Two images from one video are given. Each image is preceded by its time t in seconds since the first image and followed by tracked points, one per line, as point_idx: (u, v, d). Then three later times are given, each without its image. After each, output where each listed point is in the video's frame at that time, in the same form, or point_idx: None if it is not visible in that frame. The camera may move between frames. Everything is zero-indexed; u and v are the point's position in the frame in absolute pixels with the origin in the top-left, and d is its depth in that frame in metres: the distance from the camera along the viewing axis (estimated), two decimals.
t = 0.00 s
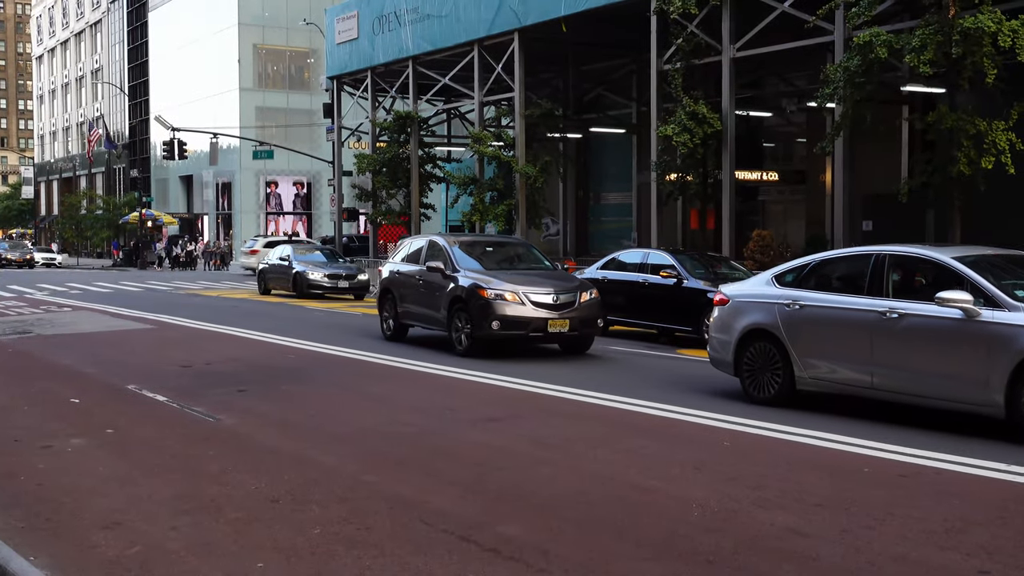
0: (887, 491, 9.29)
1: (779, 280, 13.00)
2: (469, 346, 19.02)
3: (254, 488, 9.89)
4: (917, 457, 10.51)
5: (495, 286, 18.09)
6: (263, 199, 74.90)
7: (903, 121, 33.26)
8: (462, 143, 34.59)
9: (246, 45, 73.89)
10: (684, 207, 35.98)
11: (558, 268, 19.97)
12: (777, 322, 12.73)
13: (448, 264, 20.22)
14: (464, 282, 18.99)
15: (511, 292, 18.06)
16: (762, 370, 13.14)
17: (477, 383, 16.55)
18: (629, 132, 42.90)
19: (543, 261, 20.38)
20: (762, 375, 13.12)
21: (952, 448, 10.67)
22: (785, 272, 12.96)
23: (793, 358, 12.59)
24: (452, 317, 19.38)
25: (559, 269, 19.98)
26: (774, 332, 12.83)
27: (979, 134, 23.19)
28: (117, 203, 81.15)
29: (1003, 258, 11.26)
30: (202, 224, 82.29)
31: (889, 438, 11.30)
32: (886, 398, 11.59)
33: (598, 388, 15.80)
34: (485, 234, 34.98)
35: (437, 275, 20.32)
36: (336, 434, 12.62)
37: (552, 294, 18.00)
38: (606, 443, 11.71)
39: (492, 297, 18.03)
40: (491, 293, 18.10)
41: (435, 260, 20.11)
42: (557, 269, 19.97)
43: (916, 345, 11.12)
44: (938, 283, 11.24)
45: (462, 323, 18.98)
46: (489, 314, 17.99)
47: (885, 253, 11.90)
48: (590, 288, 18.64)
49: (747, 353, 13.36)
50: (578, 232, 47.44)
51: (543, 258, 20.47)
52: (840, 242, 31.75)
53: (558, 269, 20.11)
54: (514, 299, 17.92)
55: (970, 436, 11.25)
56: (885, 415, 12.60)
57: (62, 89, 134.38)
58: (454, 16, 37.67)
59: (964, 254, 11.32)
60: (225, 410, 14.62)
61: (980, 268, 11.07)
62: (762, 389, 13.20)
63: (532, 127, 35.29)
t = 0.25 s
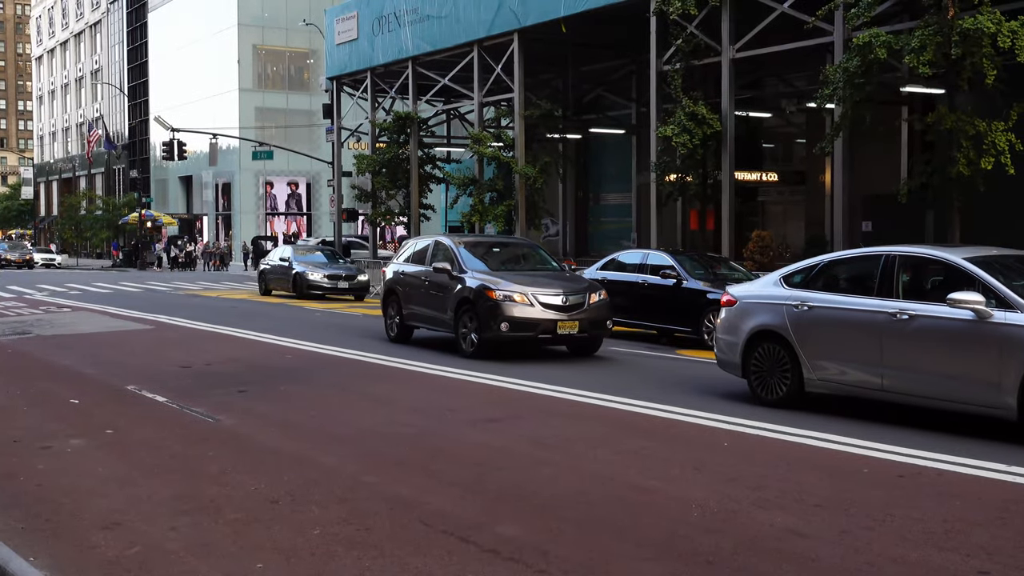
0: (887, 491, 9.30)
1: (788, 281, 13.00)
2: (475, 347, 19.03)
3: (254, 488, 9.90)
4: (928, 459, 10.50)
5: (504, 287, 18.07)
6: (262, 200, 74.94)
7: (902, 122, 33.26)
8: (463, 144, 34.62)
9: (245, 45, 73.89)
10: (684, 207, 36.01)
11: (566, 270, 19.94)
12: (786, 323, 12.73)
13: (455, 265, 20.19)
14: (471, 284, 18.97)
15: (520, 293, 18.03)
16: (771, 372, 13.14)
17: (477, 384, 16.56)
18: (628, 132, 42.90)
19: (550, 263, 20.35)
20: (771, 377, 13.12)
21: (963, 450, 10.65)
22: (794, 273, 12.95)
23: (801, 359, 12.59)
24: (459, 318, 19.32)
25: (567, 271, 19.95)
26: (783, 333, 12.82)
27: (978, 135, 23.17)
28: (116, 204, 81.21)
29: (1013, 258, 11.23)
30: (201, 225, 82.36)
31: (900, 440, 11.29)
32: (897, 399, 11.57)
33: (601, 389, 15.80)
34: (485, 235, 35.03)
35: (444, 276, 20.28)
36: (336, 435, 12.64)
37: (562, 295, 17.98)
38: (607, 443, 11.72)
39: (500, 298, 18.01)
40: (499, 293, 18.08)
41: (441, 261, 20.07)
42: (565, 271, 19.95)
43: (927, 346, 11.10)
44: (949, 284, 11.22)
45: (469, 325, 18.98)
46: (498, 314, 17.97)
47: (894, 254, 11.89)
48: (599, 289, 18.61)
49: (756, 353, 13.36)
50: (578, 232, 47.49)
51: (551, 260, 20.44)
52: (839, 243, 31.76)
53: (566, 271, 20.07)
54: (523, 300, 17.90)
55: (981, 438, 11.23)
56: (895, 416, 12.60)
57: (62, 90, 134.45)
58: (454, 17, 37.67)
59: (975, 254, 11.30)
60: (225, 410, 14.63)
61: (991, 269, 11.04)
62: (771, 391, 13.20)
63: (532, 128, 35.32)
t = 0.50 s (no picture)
0: (887, 491, 9.30)
1: (795, 281, 12.99)
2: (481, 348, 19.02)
3: (254, 488, 9.90)
4: (938, 460, 10.48)
5: (512, 288, 18.06)
6: (261, 200, 74.92)
7: (902, 122, 33.24)
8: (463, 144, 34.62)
9: (245, 45, 73.85)
10: (684, 207, 35.99)
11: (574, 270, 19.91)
12: (793, 324, 12.72)
13: (460, 265, 20.17)
14: (478, 284, 18.95)
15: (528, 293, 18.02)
16: (778, 373, 13.14)
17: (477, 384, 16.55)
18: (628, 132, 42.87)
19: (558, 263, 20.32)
20: (778, 377, 13.11)
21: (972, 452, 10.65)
22: (801, 273, 12.95)
23: (809, 359, 12.58)
24: (465, 319, 19.31)
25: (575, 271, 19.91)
26: (790, 334, 12.82)
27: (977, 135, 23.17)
28: (116, 204, 81.22)
29: None
30: (201, 224, 82.36)
31: (909, 441, 11.28)
32: (906, 400, 11.56)
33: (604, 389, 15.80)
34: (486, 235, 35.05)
35: (450, 276, 20.27)
36: (336, 435, 12.64)
37: (570, 295, 17.96)
38: (607, 443, 11.72)
39: (508, 298, 18.01)
40: (507, 294, 18.07)
41: (447, 261, 20.05)
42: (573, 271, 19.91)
43: (937, 347, 11.09)
44: (959, 284, 11.21)
45: (476, 326, 18.98)
46: (506, 316, 17.96)
47: (904, 254, 11.88)
48: (607, 289, 18.59)
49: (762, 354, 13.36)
50: (578, 232, 47.48)
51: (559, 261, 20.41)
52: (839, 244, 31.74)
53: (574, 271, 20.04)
54: (530, 301, 17.89)
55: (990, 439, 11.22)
56: (903, 417, 12.59)
57: (62, 90, 134.45)
58: (454, 17, 37.63)
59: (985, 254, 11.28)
60: (225, 410, 14.63)
61: (1002, 269, 11.03)
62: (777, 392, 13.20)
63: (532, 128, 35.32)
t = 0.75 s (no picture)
0: (887, 491, 9.30)
1: (801, 282, 12.99)
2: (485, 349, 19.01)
3: (254, 488, 9.90)
4: (946, 460, 10.48)
5: (517, 288, 18.05)
6: (261, 200, 74.92)
7: (901, 122, 33.23)
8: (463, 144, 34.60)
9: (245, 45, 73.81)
10: (684, 207, 35.99)
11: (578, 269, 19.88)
12: (799, 324, 12.72)
13: (464, 265, 20.15)
14: (483, 284, 18.94)
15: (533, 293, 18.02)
16: (783, 373, 13.13)
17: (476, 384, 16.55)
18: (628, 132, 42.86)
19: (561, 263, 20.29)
20: (783, 378, 13.11)
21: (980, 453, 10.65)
22: (807, 274, 12.95)
23: (815, 360, 12.58)
24: (470, 320, 19.30)
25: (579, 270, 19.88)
26: (796, 334, 12.82)
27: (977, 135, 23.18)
28: (116, 204, 81.23)
29: None
30: (201, 225, 82.35)
31: (916, 442, 11.28)
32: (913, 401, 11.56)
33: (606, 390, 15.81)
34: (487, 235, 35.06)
35: (454, 277, 20.26)
36: (335, 435, 12.63)
37: (575, 296, 17.94)
38: (607, 444, 11.72)
39: (513, 299, 18.00)
40: (512, 295, 18.05)
41: (451, 262, 20.04)
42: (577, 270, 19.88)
43: (945, 347, 11.08)
44: (967, 284, 11.20)
45: (480, 326, 18.97)
46: (511, 316, 17.94)
47: (911, 254, 11.87)
48: (612, 289, 18.58)
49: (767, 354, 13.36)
50: (577, 232, 47.48)
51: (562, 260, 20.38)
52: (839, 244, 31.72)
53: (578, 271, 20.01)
54: (536, 301, 17.89)
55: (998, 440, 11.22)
56: (908, 418, 12.60)
57: (62, 90, 134.46)
58: (454, 17, 37.62)
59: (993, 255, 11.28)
60: (224, 411, 14.62)
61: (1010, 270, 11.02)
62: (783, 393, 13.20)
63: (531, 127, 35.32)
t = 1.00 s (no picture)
0: (887, 491, 9.31)
1: (805, 282, 13.00)
2: (488, 348, 19.01)
3: (253, 488, 9.91)
4: (950, 460, 10.49)
5: (521, 288, 18.05)
6: (261, 200, 74.94)
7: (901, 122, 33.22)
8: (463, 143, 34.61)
9: (245, 45, 73.79)
10: (684, 208, 36.00)
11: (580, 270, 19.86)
12: (803, 324, 12.73)
13: (467, 266, 20.15)
14: (486, 284, 18.94)
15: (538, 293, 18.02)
16: (787, 373, 13.14)
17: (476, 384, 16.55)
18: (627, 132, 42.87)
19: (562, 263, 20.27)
20: (787, 378, 13.11)
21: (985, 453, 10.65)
22: (811, 274, 12.96)
23: (819, 361, 12.59)
24: (473, 320, 19.30)
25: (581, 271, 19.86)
26: (800, 334, 12.82)
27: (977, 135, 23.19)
28: (116, 204, 81.24)
29: None
30: (200, 225, 82.35)
31: (920, 442, 11.28)
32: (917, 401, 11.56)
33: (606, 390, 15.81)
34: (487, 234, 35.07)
35: (457, 277, 20.25)
36: (335, 435, 12.64)
37: (580, 296, 17.94)
38: (607, 444, 11.72)
39: (518, 299, 17.99)
40: (516, 295, 18.05)
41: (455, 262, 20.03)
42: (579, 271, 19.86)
43: (950, 348, 11.09)
44: (972, 285, 11.21)
45: (483, 325, 18.96)
46: (516, 316, 17.94)
47: (914, 254, 11.88)
48: (616, 289, 18.59)
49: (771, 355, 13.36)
50: (576, 231, 47.50)
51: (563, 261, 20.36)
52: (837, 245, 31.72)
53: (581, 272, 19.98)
54: (540, 301, 17.89)
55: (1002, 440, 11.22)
56: (912, 418, 12.60)
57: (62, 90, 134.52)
58: (454, 17, 37.61)
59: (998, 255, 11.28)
60: (224, 411, 14.62)
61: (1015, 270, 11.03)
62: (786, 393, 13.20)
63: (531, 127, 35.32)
